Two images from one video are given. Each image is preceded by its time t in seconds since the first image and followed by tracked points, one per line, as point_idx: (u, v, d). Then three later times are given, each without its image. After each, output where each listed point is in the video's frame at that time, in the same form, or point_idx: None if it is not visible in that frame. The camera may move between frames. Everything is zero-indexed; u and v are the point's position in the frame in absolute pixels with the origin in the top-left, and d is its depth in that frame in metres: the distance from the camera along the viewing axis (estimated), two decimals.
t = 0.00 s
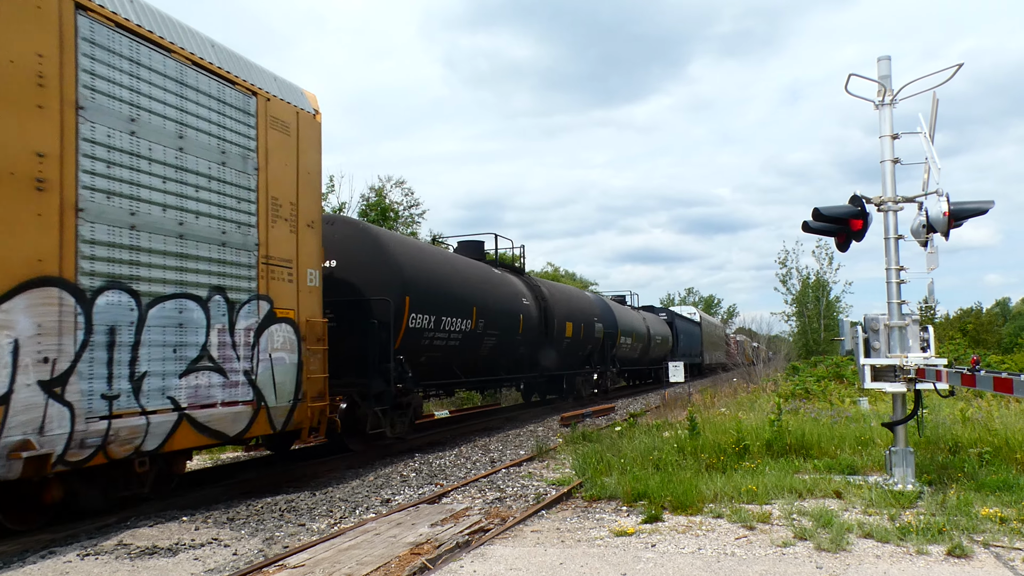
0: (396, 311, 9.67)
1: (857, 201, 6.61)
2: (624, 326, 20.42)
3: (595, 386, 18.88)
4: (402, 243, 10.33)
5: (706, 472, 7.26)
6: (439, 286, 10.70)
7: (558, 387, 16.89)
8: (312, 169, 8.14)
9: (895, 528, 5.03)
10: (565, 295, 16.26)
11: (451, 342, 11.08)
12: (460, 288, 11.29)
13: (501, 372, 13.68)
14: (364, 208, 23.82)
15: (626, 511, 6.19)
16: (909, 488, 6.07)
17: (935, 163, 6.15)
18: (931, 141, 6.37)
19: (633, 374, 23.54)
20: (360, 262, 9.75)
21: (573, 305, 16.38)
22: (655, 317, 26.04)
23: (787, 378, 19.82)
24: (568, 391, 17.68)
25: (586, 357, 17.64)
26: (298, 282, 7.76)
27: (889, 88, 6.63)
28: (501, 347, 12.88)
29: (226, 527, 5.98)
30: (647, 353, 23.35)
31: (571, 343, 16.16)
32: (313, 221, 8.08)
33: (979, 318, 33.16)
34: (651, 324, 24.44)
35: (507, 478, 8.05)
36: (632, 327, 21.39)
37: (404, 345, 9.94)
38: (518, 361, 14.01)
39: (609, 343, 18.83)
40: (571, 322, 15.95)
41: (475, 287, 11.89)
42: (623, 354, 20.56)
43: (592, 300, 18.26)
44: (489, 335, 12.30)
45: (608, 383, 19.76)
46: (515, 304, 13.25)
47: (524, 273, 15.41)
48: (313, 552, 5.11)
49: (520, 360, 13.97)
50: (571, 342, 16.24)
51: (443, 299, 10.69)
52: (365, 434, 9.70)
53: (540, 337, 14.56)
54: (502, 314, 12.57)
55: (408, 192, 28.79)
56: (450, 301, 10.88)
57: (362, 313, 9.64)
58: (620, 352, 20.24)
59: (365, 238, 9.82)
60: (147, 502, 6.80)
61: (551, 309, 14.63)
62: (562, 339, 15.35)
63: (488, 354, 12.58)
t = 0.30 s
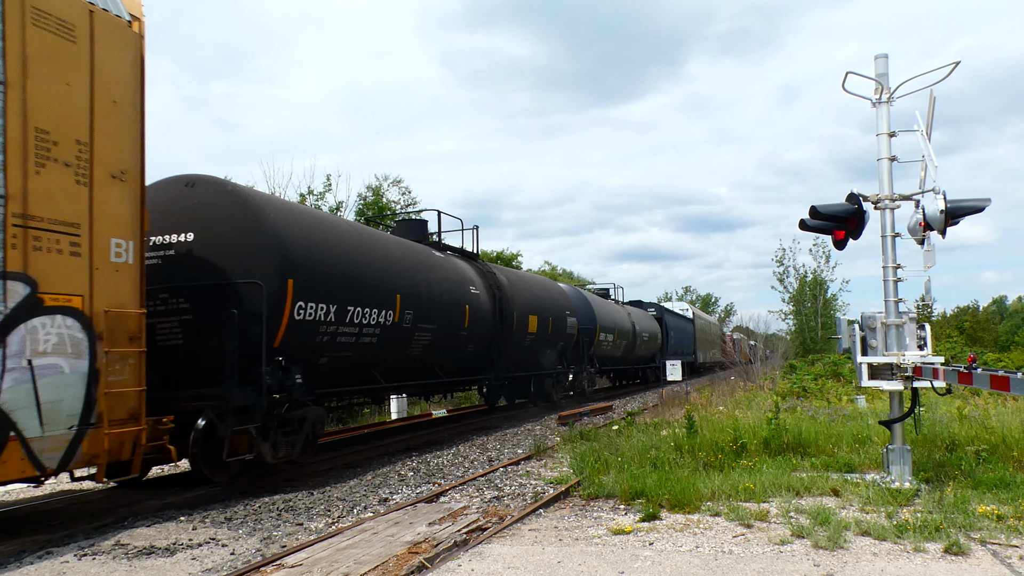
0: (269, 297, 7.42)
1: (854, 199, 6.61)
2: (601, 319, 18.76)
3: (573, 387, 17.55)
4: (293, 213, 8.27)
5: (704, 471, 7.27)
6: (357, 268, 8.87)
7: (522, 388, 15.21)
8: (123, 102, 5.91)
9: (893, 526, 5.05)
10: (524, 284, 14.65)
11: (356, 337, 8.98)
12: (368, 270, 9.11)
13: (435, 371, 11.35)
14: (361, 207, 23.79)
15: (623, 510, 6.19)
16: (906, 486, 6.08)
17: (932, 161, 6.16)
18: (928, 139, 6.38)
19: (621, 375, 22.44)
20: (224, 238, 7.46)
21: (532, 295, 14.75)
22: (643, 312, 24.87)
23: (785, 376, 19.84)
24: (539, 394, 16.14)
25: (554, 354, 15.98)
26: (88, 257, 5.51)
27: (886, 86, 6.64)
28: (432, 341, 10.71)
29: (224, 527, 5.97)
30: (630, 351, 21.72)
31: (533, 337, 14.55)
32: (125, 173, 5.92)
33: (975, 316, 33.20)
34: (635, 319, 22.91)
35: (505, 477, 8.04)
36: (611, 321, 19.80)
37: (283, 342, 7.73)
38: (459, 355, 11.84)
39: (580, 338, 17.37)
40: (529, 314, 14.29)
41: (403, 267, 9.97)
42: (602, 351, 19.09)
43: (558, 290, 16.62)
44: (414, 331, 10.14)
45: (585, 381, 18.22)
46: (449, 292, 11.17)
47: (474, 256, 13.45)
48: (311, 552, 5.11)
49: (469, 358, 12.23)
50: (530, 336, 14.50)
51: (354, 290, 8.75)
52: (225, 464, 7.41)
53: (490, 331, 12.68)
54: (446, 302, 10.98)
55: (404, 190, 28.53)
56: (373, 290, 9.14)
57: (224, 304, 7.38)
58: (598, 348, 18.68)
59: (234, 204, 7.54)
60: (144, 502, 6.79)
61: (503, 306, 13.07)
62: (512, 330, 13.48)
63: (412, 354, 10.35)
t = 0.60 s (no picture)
0: (32, 276, 5.22)
1: (855, 200, 6.61)
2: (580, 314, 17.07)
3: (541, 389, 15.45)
4: (75, 150, 5.92)
5: (705, 471, 7.27)
6: (180, 232, 6.44)
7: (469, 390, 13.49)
8: None
9: (894, 526, 5.04)
10: (472, 271, 12.41)
11: (240, 334, 7.14)
12: (215, 242, 6.79)
13: (347, 373, 9.25)
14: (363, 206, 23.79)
15: (625, 510, 6.19)
16: (908, 487, 6.08)
17: (934, 162, 6.15)
18: (930, 140, 6.38)
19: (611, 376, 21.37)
20: None
21: (478, 283, 12.30)
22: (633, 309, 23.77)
23: (786, 376, 19.84)
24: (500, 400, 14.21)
25: (517, 355, 13.85)
26: None
27: (888, 87, 6.63)
28: (351, 339, 8.86)
29: (225, 526, 5.98)
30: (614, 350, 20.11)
31: (483, 332, 12.21)
32: None
33: (977, 317, 33.16)
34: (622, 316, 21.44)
35: (506, 476, 8.05)
36: (592, 318, 18.18)
37: (69, 341, 5.58)
38: (387, 359, 9.90)
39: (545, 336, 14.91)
40: (479, 308, 12.07)
41: (297, 245, 7.90)
42: (582, 350, 17.50)
43: (522, 281, 14.33)
44: (314, 325, 8.06)
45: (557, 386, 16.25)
46: (365, 276, 9.08)
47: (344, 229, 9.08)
48: (312, 551, 5.11)
49: (406, 359, 10.40)
50: (473, 331, 11.96)
51: (134, 260, 5.95)
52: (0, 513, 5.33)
53: (421, 325, 10.40)
54: (343, 286, 8.53)
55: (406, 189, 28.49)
56: (260, 277, 7.23)
57: None
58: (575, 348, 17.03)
59: None
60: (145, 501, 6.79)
61: (440, 298, 10.91)
62: (459, 325, 11.50)
63: (308, 354, 8.21)
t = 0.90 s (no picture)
0: None
1: (857, 200, 6.60)
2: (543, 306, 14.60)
3: (497, 389, 13.63)
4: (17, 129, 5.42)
5: (704, 470, 7.27)
6: (105, 217, 5.66)
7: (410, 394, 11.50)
8: None
9: (894, 526, 5.04)
10: (404, 251, 10.26)
11: (53, 338, 5.35)
12: (86, 220, 5.50)
13: (199, 382, 6.96)
14: (364, 204, 23.78)
15: (624, 508, 6.20)
16: (907, 487, 6.08)
17: (935, 162, 6.14)
18: (932, 140, 6.37)
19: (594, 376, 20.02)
20: None
21: (409, 267, 10.06)
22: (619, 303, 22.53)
23: (786, 376, 19.86)
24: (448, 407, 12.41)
25: (460, 354, 11.69)
26: None
27: (890, 87, 6.62)
28: (205, 335, 6.63)
29: (224, 522, 5.98)
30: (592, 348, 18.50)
31: (414, 328, 10.02)
32: None
33: (977, 318, 33.18)
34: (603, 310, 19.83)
35: (506, 474, 8.05)
36: (564, 311, 16.06)
37: None
38: (257, 363, 7.45)
39: (497, 331, 12.60)
40: (409, 297, 9.87)
41: (112, 213, 5.73)
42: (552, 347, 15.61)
43: (470, 266, 12.15)
44: (131, 319, 5.85)
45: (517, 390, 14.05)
46: (245, 249, 7.04)
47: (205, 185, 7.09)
48: (312, 547, 5.12)
49: (298, 359, 8.02)
50: (398, 327, 9.64)
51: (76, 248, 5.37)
52: None
53: (310, 317, 7.95)
54: (211, 263, 6.58)
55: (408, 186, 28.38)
56: (112, 259, 5.64)
57: None
58: (545, 345, 15.03)
59: None
60: (144, 497, 6.80)
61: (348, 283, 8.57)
62: (377, 317, 9.19)
63: (122, 354, 5.95)
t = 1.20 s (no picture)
0: None
1: (860, 197, 6.59)
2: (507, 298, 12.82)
3: (441, 396, 11.66)
4: None
5: (708, 468, 7.27)
6: None
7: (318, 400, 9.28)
8: None
9: (897, 524, 5.04)
10: (296, 224, 8.11)
11: None
12: None
13: None
14: (366, 203, 23.76)
15: (627, 507, 6.19)
16: (911, 485, 6.07)
17: (938, 159, 6.13)
18: (935, 137, 6.35)
19: (576, 376, 18.33)
20: None
21: (299, 245, 7.90)
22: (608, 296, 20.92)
23: (789, 374, 19.87)
24: (374, 421, 10.08)
25: (383, 358, 9.65)
26: None
27: (892, 84, 6.61)
28: None
29: (228, 522, 5.99)
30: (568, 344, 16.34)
31: (307, 323, 7.89)
32: None
33: (980, 315, 33.11)
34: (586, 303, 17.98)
35: (509, 473, 8.06)
36: (536, 305, 14.24)
37: None
38: (68, 369, 5.54)
39: (431, 322, 10.49)
40: (299, 279, 7.74)
41: None
42: (518, 347, 13.76)
43: (397, 249, 9.98)
44: None
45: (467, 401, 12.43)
46: None
47: None
48: (316, 547, 5.12)
49: (121, 361, 5.92)
50: (287, 324, 7.63)
51: None
52: None
53: (122, 308, 5.80)
54: None
55: (409, 185, 28.37)
56: None
57: None
58: (508, 345, 13.15)
59: None
60: (148, 497, 6.81)
61: (184, 259, 6.29)
62: (215, 301, 6.62)
63: None
